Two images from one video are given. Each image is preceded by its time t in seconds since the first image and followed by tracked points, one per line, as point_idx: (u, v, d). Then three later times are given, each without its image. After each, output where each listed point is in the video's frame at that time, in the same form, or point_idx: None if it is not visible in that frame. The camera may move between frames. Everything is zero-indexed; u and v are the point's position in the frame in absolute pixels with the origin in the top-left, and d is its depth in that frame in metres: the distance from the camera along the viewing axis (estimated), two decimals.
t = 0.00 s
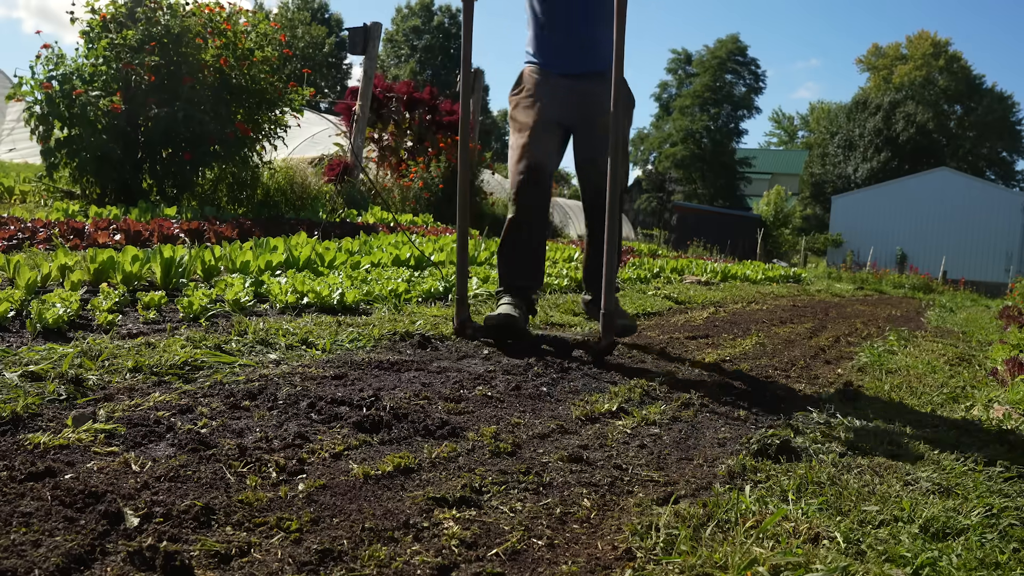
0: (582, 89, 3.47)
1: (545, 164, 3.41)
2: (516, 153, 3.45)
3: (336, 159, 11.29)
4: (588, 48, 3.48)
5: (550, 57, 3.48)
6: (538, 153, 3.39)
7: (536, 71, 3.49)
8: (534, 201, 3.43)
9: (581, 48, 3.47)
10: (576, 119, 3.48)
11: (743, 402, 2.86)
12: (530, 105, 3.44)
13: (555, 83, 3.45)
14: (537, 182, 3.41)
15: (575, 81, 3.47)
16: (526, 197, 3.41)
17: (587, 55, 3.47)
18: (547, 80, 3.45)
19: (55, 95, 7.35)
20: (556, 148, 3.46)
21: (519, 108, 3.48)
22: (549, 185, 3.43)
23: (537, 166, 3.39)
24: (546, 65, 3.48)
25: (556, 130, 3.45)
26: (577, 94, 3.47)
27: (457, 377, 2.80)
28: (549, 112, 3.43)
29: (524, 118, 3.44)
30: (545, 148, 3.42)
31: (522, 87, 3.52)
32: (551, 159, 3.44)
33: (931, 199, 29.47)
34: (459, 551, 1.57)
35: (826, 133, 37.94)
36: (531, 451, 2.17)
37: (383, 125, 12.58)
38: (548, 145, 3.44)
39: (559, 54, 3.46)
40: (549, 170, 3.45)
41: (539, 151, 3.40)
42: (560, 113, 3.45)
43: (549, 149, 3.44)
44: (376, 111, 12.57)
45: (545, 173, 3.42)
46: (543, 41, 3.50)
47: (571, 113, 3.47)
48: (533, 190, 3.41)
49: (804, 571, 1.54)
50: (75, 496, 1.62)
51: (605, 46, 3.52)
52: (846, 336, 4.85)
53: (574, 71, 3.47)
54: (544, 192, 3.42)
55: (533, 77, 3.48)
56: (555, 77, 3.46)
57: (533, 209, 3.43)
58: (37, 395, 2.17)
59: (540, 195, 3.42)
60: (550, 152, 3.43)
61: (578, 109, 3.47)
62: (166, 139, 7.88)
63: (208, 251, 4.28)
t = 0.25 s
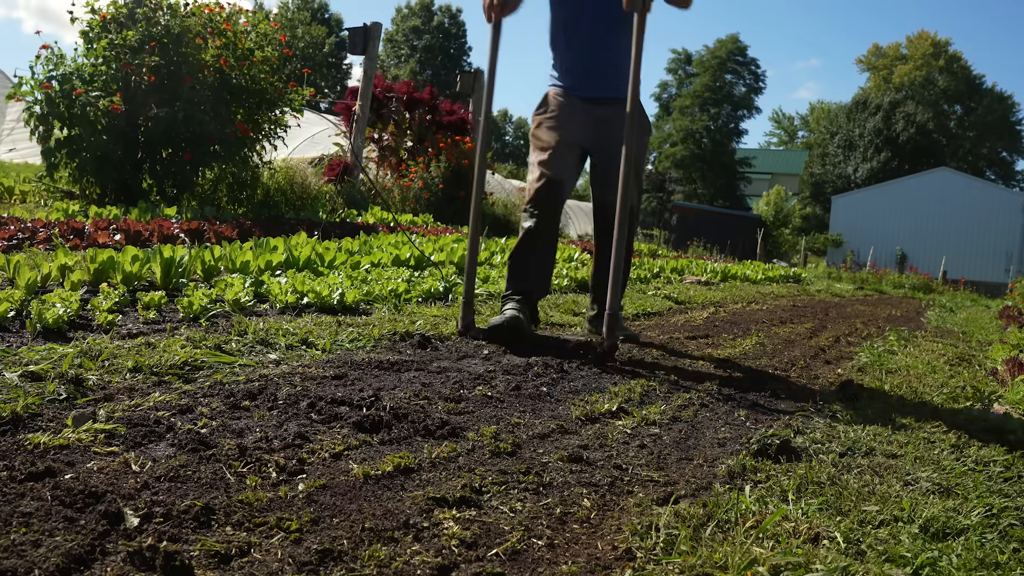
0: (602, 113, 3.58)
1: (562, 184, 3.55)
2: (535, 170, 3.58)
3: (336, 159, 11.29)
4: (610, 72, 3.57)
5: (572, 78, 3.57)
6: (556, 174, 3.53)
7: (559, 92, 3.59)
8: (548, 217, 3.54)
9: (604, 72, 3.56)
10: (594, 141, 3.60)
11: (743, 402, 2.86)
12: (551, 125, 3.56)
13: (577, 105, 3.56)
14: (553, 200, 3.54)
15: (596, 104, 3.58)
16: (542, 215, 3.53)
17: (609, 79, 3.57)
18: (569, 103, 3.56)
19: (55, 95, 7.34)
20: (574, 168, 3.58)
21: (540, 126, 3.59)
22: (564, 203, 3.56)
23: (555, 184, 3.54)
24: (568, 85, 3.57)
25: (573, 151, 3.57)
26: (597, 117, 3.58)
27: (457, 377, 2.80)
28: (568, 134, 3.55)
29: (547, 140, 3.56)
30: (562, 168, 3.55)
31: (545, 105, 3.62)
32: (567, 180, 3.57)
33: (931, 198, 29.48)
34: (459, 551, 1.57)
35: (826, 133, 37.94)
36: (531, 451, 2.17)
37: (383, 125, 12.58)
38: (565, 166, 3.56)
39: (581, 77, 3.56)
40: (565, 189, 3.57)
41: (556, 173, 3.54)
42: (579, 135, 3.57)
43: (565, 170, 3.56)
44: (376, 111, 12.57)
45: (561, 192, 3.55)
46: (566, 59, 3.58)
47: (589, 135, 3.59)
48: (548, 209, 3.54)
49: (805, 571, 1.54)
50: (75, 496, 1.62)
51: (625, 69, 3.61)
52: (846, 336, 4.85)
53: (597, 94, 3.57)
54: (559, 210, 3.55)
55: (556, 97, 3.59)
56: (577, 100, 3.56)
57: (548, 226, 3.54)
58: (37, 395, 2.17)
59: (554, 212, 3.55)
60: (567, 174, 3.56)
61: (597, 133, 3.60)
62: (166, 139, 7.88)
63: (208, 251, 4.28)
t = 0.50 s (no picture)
0: (622, 113, 3.58)
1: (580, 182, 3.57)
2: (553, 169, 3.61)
3: (336, 159, 11.30)
4: (631, 72, 3.58)
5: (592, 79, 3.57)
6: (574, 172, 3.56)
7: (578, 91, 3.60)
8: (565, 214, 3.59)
9: (624, 73, 3.57)
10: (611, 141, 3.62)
11: (743, 402, 2.86)
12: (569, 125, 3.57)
13: (596, 105, 3.57)
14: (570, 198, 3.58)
15: (615, 105, 3.58)
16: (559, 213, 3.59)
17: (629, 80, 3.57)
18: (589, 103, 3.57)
19: (55, 95, 7.39)
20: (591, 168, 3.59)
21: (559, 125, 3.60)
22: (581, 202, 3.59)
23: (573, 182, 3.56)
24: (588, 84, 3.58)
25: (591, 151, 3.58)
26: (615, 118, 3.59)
27: (457, 377, 2.80)
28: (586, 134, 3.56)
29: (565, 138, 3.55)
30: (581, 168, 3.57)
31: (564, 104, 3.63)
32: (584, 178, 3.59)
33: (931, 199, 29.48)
34: (459, 551, 1.57)
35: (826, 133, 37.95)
36: (531, 451, 2.17)
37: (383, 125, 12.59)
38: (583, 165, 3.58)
39: (601, 77, 3.56)
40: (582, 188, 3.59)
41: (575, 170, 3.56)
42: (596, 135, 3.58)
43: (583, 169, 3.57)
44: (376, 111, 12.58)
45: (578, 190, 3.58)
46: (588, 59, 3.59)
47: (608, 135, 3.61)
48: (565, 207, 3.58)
49: (804, 572, 1.54)
50: (75, 496, 1.62)
51: (646, 71, 3.61)
52: (846, 336, 4.85)
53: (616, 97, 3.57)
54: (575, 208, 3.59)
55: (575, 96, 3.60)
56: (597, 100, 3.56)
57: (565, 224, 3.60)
58: (37, 395, 2.17)
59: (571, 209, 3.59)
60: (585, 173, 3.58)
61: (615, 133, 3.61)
62: (166, 139, 7.88)
63: (208, 251, 4.28)
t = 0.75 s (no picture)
0: (626, 118, 3.58)
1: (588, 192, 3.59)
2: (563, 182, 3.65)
3: (336, 159, 11.30)
4: (633, 78, 3.58)
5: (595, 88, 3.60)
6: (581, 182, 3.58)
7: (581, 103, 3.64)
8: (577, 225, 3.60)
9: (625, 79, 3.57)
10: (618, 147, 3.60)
11: (742, 402, 2.86)
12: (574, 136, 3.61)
13: (599, 114, 3.59)
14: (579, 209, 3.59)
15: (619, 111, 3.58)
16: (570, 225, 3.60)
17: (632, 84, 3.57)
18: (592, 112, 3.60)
19: (55, 95, 7.31)
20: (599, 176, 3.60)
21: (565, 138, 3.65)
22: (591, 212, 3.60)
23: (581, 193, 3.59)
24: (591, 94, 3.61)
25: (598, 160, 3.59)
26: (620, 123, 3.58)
27: (457, 377, 2.80)
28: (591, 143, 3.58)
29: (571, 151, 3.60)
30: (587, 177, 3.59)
31: (568, 117, 3.68)
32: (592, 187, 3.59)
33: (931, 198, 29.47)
34: (459, 551, 1.57)
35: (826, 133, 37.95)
36: (531, 451, 2.17)
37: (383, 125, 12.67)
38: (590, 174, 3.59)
39: (603, 85, 3.58)
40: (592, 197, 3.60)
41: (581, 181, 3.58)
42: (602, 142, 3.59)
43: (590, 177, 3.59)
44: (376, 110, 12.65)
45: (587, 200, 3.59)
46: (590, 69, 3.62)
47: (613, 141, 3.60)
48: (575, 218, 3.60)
49: (805, 571, 1.54)
50: (75, 496, 1.62)
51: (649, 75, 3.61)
52: (846, 336, 4.85)
53: (620, 102, 3.57)
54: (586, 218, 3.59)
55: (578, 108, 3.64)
56: (600, 108, 3.59)
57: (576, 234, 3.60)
58: (37, 395, 2.17)
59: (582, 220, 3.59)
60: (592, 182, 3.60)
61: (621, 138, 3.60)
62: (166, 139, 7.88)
63: (208, 251, 4.28)
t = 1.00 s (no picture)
0: (622, 115, 3.57)
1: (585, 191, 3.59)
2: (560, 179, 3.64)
3: (336, 159, 11.30)
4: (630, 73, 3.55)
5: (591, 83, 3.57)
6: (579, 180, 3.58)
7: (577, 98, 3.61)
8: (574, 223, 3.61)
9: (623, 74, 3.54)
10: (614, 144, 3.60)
11: (742, 402, 2.86)
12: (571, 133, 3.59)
13: (595, 110, 3.57)
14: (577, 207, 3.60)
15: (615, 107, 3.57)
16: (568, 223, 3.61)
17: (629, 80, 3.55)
18: (589, 109, 3.58)
19: (55, 95, 7.30)
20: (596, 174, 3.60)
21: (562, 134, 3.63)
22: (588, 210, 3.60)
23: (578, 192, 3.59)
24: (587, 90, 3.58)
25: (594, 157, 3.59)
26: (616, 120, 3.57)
27: (457, 377, 2.80)
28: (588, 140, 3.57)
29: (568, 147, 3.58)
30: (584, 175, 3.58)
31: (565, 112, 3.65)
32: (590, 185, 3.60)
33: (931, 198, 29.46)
34: (459, 551, 1.57)
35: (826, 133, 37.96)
36: (531, 450, 2.17)
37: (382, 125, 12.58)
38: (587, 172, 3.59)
39: (600, 81, 3.55)
40: (588, 195, 3.61)
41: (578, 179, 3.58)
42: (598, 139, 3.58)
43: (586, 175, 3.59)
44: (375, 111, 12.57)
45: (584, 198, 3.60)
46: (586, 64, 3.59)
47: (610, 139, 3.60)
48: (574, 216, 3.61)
49: (805, 571, 1.54)
50: (75, 496, 1.62)
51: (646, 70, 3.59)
52: (846, 336, 4.86)
53: (617, 98, 3.55)
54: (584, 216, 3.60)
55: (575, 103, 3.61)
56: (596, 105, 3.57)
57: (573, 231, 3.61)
58: (37, 395, 2.17)
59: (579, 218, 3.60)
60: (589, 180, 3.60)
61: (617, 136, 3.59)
62: (166, 139, 7.88)
63: (208, 251, 4.28)
